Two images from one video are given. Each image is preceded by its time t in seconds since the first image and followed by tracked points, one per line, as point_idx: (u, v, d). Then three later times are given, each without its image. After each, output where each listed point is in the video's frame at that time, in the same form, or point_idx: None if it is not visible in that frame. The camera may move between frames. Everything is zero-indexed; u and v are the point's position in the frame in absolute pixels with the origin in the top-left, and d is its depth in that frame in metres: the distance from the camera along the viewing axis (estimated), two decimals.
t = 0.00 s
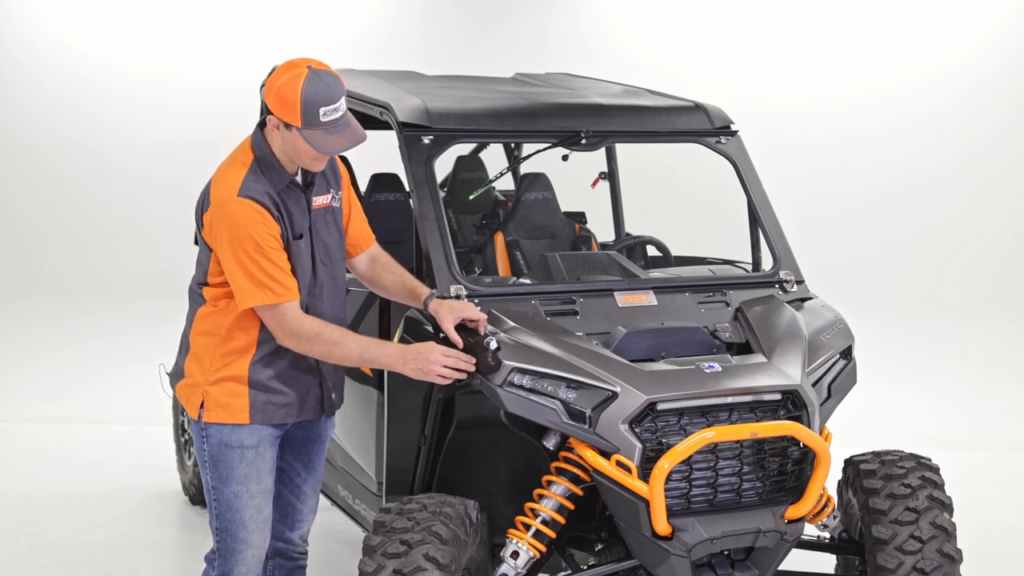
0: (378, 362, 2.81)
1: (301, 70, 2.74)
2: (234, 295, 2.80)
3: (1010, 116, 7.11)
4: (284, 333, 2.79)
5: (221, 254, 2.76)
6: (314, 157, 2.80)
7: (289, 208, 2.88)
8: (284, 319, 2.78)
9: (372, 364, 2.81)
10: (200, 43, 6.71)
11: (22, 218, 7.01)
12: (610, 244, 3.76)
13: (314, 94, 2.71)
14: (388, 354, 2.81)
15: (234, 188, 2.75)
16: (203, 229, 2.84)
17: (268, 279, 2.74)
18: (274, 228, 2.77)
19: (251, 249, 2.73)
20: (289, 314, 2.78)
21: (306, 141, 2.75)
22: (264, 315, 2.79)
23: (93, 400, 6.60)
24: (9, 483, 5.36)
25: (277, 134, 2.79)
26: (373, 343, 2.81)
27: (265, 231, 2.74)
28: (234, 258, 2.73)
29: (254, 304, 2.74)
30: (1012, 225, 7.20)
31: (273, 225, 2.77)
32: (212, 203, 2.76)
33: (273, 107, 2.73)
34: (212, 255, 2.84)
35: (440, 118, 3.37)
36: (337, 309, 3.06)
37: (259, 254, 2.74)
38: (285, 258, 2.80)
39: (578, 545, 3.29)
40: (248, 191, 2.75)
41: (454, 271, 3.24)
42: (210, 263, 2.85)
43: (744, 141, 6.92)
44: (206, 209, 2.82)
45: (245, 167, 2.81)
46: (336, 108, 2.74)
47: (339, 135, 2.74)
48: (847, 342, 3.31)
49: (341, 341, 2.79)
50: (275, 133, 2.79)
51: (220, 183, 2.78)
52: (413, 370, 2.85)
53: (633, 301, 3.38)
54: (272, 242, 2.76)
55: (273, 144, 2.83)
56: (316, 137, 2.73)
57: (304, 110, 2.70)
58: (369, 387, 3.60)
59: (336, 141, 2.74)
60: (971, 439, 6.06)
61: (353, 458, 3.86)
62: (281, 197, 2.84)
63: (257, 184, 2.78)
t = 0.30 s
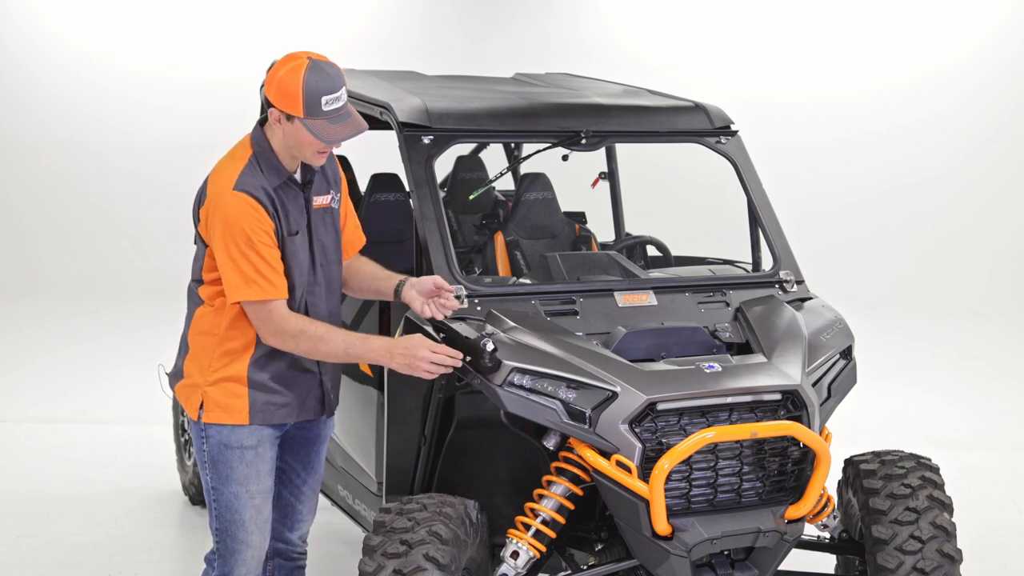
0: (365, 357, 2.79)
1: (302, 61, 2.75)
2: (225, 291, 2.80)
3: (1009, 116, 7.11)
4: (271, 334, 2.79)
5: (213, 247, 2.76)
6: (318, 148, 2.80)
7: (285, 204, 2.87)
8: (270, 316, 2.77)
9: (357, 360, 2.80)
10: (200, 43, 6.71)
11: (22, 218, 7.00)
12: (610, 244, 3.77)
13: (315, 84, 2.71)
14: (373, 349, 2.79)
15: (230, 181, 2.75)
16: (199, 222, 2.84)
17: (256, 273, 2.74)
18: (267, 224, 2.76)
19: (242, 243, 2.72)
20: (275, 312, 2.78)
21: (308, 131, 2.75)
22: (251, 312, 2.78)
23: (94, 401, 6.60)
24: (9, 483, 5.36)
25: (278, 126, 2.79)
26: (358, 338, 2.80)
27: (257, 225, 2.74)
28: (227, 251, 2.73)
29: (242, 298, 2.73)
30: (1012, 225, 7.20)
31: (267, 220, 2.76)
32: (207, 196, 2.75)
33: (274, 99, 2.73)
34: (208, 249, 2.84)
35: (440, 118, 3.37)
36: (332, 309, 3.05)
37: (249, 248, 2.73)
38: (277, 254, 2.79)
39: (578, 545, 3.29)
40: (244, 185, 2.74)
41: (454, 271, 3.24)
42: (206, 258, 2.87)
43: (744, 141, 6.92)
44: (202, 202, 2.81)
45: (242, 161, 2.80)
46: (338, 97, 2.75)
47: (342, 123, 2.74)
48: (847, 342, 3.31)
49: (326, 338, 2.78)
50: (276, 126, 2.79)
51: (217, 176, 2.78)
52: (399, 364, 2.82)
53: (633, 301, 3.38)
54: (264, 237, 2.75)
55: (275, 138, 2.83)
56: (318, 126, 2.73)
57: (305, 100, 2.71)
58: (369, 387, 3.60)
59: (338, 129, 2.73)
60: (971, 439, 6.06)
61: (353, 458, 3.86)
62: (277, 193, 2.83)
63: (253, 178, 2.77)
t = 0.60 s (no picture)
0: (330, 333, 2.75)
1: (311, 49, 2.76)
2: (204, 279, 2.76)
3: (1010, 116, 7.11)
4: (234, 324, 2.72)
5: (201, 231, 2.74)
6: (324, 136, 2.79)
7: (281, 196, 2.83)
8: (237, 304, 2.71)
9: (324, 338, 2.75)
10: (200, 43, 6.71)
11: (22, 218, 6.99)
12: (610, 244, 3.78)
13: (326, 70, 2.72)
14: (337, 324, 2.76)
15: (223, 167, 2.73)
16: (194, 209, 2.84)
17: (233, 260, 2.69)
18: (255, 213, 2.73)
19: (225, 228, 2.69)
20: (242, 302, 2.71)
21: (316, 118, 2.74)
22: (221, 302, 2.72)
23: (93, 400, 6.73)
24: (9, 483, 5.36)
25: (283, 113, 2.77)
26: (322, 317, 2.76)
27: (242, 212, 2.71)
28: (209, 236, 2.70)
29: (216, 283, 2.68)
30: (1012, 225, 7.20)
31: (256, 211, 2.73)
32: (202, 180, 2.75)
33: (282, 86, 2.73)
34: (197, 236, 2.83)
35: (440, 118, 3.38)
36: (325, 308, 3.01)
37: (231, 234, 2.70)
38: (262, 247, 2.75)
39: (578, 545, 3.29)
40: (236, 172, 2.73)
41: (454, 271, 3.23)
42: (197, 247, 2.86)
43: (744, 141, 6.92)
44: (197, 187, 2.81)
45: (240, 150, 2.79)
46: (347, 85, 2.76)
47: (351, 109, 2.75)
48: (847, 342, 3.31)
49: (289, 320, 2.72)
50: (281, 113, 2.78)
51: (213, 163, 2.77)
52: (368, 332, 2.79)
53: (633, 301, 3.38)
54: (248, 225, 2.72)
55: (279, 128, 2.82)
56: (326, 112, 2.73)
57: (315, 85, 2.71)
58: (369, 387, 3.60)
59: (347, 116, 2.73)
60: (971, 439, 6.06)
61: (353, 459, 3.86)
62: (271, 185, 2.80)
63: (246, 167, 2.75)
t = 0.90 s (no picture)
0: (319, 313, 2.73)
1: (309, 41, 2.78)
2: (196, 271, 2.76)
3: (1010, 116, 7.11)
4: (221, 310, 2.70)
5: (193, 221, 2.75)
6: (320, 126, 2.79)
7: (275, 189, 2.83)
8: (225, 291, 2.70)
9: (314, 319, 2.73)
10: (200, 43, 6.71)
11: (22, 218, 6.99)
12: (610, 244, 3.79)
13: (323, 58, 2.74)
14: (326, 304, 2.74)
15: (216, 158, 2.75)
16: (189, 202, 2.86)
17: (221, 248, 2.69)
18: (245, 203, 2.74)
19: (213, 216, 2.69)
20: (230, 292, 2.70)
21: (312, 105, 2.75)
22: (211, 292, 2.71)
23: (94, 400, 6.75)
24: (9, 483, 5.36)
25: (281, 104, 2.78)
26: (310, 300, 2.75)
27: (231, 201, 2.71)
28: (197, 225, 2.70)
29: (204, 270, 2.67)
30: (1012, 225, 7.19)
31: (246, 201, 2.74)
32: (197, 171, 2.78)
33: (279, 74, 2.74)
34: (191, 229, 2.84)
35: (440, 118, 3.38)
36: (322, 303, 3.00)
37: (220, 222, 2.70)
38: (251, 237, 2.74)
39: (578, 545, 3.29)
40: (228, 162, 2.74)
41: (454, 271, 3.23)
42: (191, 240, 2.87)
43: (744, 141, 6.92)
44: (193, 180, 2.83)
45: (236, 142, 2.81)
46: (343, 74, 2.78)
47: (347, 96, 2.76)
48: (847, 342, 3.31)
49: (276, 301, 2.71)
50: (279, 104, 2.79)
51: (208, 154, 2.79)
52: (359, 309, 2.77)
53: (633, 301, 3.38)
54: (237, 214, 2.72)
55: (275, 122, 2.82)
56: (321, 98, 2.73)
57: (312, 71, 2.72)
58: (369, 387, 3.60)
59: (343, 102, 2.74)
60: (971, 439, 6.06)
61: (353, 458, 3.86)
62: (264, 177, 2.81)
63: (239, 158, 2.77)
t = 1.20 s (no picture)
0: (317, 313, 2.72)
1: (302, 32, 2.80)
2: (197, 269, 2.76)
3: (1010, 116, 7.10)
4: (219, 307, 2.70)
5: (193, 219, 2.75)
6: (316, 114, 2.79)
7: (275, 188, 2.83)
8: (223, 288, 2.70)
9: (312, 318, 2.73)
10: (200, 43, 6.71)
11: (22, 218, 6.99)
12: (611, 244, 3.80)
13: (315, 45, 2.76)
14: (325, 304, 2.73)
15: (215, 156, 2.76)
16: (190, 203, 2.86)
17: (220, 246, 2.68)
18: (244, 201, 2.74)
19: (212, 213, 2.69)
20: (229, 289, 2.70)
21: (306, 92, 2.75)
22: (211, 287, 2.71)
23: (93, 400, 6.75)
24: (9, 483, 5.36)
25: (277, 96, 2.80)
26: (310, 299, 2.74)
27: (231, 199, 2.71)
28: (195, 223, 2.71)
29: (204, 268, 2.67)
30: (1012, 226, 7.19)
31: (245, 199, 2.74)
32: (197, 170, 2.78)
33: (273, 66, 2.76)
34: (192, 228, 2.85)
35: (440, 118, 3.38)
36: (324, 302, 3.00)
37: (219, 220, 2.70)
38: (251, 234, 2.74)
39: (578, 545, 3.29)
40: (228, 160, 2.74)
41: (454, 271, 3.23)
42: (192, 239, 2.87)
43: (744, 141, 6.93)
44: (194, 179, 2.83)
45: (235, 141, 2.82)
46: (337, 60, 2.78)
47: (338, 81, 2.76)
48: (847, 342, 3.31)
49: (276, 300, 2.70)
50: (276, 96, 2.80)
51: (208, 153, 2.80)
52: (358, 312, 2.75)
53: (633, 301, 3.38)
54: (236, 212, 2.72)
55: (275, 118, 2.84)
56: (314, 83, 2.74)
57: (303, 57, 2.73)
58: (369, 387, 3.60)
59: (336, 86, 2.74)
60: (971, 439, 6.06)
61: (353, 458, 3.86)
62: (264, 176, 2.81)
63: (239, 156, 2.77)
